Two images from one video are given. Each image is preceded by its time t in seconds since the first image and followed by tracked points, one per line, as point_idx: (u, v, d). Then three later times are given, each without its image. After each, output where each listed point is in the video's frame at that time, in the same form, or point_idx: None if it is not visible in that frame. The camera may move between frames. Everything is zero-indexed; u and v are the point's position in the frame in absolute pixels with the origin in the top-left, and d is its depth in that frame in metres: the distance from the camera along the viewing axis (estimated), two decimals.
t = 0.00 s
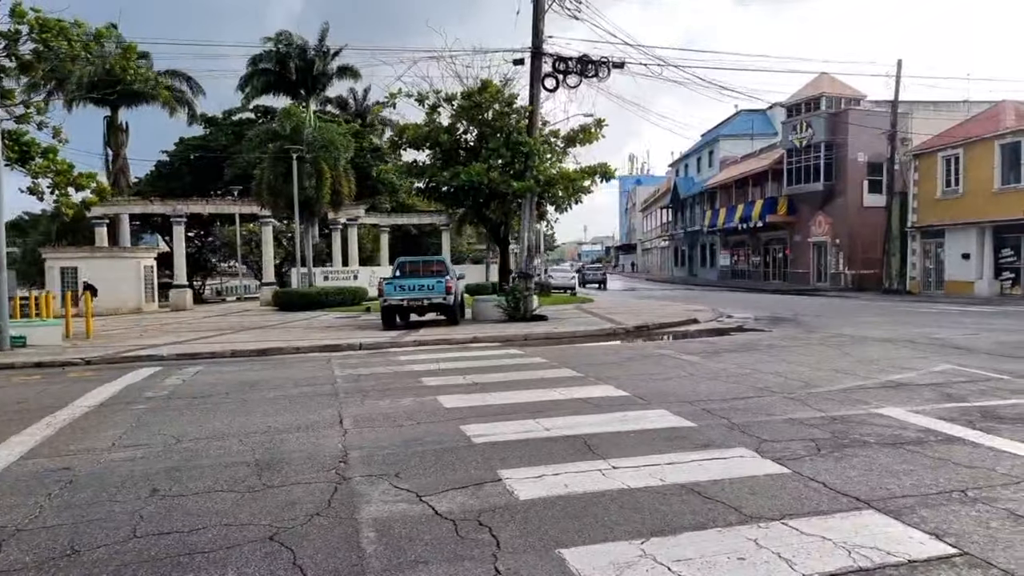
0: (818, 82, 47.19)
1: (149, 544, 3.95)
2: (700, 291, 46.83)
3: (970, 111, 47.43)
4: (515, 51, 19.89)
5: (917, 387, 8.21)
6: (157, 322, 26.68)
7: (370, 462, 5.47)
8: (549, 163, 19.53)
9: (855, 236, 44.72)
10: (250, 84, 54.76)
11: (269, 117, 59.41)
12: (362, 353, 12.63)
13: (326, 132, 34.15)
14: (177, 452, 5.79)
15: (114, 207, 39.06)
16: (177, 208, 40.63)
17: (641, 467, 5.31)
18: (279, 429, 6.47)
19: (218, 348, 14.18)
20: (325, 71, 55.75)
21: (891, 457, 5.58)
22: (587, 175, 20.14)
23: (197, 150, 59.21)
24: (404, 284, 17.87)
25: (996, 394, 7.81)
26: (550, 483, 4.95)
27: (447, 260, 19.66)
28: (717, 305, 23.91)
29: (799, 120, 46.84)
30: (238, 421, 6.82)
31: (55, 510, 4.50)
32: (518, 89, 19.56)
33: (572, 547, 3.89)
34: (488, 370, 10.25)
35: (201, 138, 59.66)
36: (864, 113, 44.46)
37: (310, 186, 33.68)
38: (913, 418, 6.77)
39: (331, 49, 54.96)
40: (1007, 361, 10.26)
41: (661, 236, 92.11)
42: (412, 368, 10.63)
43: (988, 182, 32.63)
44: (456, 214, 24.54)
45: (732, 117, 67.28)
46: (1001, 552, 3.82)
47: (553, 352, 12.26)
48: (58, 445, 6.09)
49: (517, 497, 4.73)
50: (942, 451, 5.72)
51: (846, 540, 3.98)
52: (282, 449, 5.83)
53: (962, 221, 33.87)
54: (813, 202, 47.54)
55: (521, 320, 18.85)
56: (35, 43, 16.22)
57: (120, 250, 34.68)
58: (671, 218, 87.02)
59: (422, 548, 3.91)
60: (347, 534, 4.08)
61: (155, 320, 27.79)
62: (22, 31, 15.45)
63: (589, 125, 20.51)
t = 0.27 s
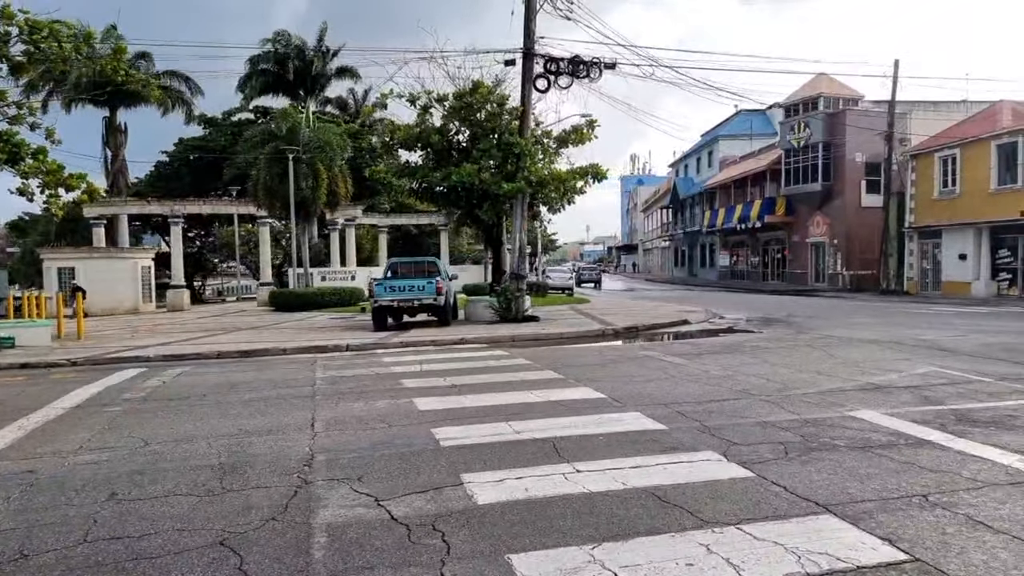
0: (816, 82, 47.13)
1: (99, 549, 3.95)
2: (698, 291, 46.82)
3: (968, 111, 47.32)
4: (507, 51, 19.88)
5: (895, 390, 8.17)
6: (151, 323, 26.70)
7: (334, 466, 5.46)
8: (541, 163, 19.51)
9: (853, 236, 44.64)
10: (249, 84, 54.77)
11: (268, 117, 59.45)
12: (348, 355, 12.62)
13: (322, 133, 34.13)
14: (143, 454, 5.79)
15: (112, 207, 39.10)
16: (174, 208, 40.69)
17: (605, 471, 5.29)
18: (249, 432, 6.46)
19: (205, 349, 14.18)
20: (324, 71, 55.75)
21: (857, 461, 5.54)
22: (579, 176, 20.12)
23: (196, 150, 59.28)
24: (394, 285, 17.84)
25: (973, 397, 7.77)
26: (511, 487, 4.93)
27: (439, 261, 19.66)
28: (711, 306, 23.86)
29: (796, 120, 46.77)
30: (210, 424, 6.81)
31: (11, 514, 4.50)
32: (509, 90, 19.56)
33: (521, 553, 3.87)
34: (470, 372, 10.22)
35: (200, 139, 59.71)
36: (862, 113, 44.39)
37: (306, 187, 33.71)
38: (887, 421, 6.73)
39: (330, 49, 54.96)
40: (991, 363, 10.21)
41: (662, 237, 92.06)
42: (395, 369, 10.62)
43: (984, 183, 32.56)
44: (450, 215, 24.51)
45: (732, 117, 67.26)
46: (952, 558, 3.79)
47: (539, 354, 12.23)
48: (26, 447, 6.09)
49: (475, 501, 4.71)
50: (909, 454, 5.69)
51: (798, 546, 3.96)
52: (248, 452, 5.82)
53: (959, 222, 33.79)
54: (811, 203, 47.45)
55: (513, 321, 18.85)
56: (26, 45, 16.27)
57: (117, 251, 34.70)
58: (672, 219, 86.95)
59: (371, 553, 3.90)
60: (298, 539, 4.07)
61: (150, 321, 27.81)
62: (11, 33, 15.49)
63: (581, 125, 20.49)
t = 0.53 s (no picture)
0: (813, 81, 47.04)
1: (42, 550, 3.91)
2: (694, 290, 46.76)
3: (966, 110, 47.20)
4: (497, 50, 19.83)
5: (873, 390, 8.11)
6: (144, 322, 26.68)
7: (295, 466, 5.41)
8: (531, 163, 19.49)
9: (849, 235, 44.55)
10: (246, 84, 54.70)
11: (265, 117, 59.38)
12: (331, 355, 12.58)
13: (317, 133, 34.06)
14: (105, 455, 5.75)
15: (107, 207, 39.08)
16: (170, 208, 40.69)
17: (566, 470, 5.24)
18: (215, 432, 6.42)
19: (191, 349, 14.15)
20: (321, 70, 55.65)
21: (821, 461, 5.50)
22: (569, 175, 20.06)
23: (194, 150, 59.26)
24: (383, 285, 17.80)
25: (949, 396, 7.71)
26: (470, 486, 4.86)
27: (429, 261, 19.63)
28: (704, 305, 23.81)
29: (793, 118, 46.68)
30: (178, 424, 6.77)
31: None
32: (499, 89, 19.54)
33: (467, 554, 3.83)
34: (451, 371, 10.18)
35: (198, 139, 59.70)
36: (859, 111, 44.29)
37: (300, 186, 33.67)
38: (859, 421, 6.67)
39: (327, 48, 54.83)
40: (974, 362, 10.15)
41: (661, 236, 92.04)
42: (375, 369, 10.57)
43: (981, 181, 32.44)
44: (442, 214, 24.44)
45: (729, 116, 67.26)
46: (902, 559, 3.73)
47: (523, 353, 12.19)
48: None
49: (431, 501, 4.67)
50: (875, 453, 5.64)
51: (749, 546, 3.92)
52: (211, 452, 5.78)
53: (954, 221, 33.70)
54: (808, 202, 47.35)
55: (502, 321, 18.80)
56: (12, 44, 16.21)
57: (112, 251, 34.66)
58: (671, 218, 86.85)
59: (316, 554, 3.85)
60: (244, 540, 4.03)
61: (143, 321, 27.77)
62: None
63: (572, 124, 20.43)
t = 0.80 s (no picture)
0: (810, 81, 46.90)
1: None
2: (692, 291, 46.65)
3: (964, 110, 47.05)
4: (488, 49, 19.76)
5: (852, 394, 8.04)
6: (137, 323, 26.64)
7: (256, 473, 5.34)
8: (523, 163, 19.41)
9: (847, 235, 44.42)
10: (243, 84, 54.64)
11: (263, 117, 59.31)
12: (316, 357, 12.50)
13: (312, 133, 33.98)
14: (65, 461, 5.69)
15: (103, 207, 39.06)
16: (166, 208, 40.67)
17: (530, 478, 5.17)
18: (182, 437, 6.35)
19: (176, 351, 14.09)
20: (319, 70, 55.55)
21: (789, 467, 5.43)
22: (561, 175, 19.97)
23: (192, 150, 59.24)
24: (373, 287, 17.72)
25: (929, 400, 7.64)
26: (429, 494, 4.79)
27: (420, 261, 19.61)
28: (698, 306, 23.68)
29: (791, 119, 46.55)
30: (146, 430, 6.70)
31: None
32: (491, 88, 19.46)
33: (414, 565, 3.76)
34: (432, 374, 10.11)
35: (196, 139, 59.68)
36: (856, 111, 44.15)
37: (295, 187, 33.64)
38: (834, 426, 6.60)
39: (324, 48, 54.73)
40: (959, 366, 10.06)
41: (660, 236, 91.95)
42: (357, 372, 10.49)
43: (978, 182, 32.27)
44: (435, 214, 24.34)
45: (728, 116, 67.14)
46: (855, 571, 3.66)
47: (508, 355, 12.10)
48: None
49: (388, 509, 4.60)
50: (845, 459, 5.58)
51: (702, 558, 3.84)
52: (174, 458, 5.71)
53: (952, 221, 33.54)
54: (806, 202, 47.22)
55: (493, 322, 18.73)
56: None
57: (108, 251, 34.61)
58: (670, 218, 86.72)
59: (261, 564, 3.79)
60: (190, 551, 3.96)
61: (136, 322, 27.71)
62: None
63: (564, 124, 20.33)
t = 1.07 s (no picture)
0: (807, 80, 46.77)
1: None
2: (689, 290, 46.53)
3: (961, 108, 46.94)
4: (478, 48, 19.69)
5: (831, 394, 7.97)
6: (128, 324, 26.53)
7: (214, 476, 5.27)
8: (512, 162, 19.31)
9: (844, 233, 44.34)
10: (239, 83, 54.45)
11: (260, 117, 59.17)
12: (298, 357, 12.42)
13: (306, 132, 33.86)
14: (23, 464, 5.60)
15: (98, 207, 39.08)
16: (160, 208, 40.57)
17: (491, 480, 5.08)
18: (145, 441, 6.27)
19: (159, 351, 13.99)
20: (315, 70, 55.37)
21: (755, 470, 5.36)
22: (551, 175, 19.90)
23: (188, 150, 59.13)
24: (361, 286, 17.61)
25: (906, 401, 7.57)
26: (385, 497, 4.71)
27: (409, 261, 19.56)
28: (691, 306, 23.59)
29: (787, 117, 46.43)
30: (111, 433, 6.62)
31: None
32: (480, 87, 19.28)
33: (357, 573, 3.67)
34: (411, 374, 10.02)
35: (192, 138, 59.56)
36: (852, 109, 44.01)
37: (289, 187, 33.57)
38: (807, 427, 6.53)
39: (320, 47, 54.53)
40: (942, 365, 9.99)
41: (659, 236, 91.78)
42: (336, 373, 10.42)
43: (972, 180, 32.16)
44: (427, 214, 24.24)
45: (725, 115, 67.02)
46: None
47: (491, 356, 12.01)
48: None
49: (341, 512, 4.51)
50: (813, 462, 5.51)
51: (653, 564, 3.77)
52: (133, 462, 5.64)
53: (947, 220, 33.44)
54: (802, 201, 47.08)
55: (482, 322, 18.63)
56: None
57: (103, 251, 34.47)
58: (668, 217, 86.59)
59: (203, 571, 3.71)
60: (132, 557, 3.89)
61: (129, 322, 27.58)
62: None
63: (554, 123, 20.23)
